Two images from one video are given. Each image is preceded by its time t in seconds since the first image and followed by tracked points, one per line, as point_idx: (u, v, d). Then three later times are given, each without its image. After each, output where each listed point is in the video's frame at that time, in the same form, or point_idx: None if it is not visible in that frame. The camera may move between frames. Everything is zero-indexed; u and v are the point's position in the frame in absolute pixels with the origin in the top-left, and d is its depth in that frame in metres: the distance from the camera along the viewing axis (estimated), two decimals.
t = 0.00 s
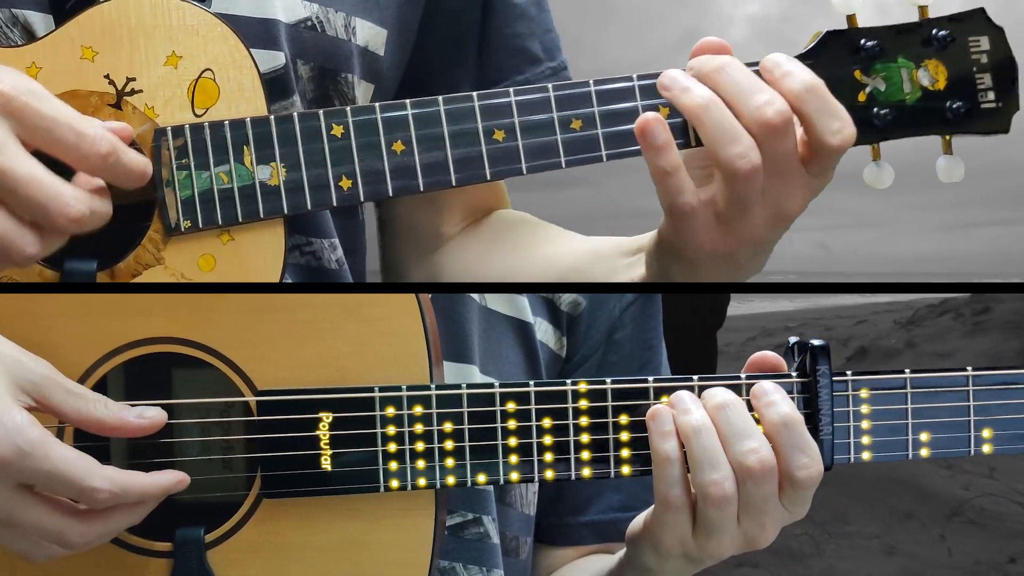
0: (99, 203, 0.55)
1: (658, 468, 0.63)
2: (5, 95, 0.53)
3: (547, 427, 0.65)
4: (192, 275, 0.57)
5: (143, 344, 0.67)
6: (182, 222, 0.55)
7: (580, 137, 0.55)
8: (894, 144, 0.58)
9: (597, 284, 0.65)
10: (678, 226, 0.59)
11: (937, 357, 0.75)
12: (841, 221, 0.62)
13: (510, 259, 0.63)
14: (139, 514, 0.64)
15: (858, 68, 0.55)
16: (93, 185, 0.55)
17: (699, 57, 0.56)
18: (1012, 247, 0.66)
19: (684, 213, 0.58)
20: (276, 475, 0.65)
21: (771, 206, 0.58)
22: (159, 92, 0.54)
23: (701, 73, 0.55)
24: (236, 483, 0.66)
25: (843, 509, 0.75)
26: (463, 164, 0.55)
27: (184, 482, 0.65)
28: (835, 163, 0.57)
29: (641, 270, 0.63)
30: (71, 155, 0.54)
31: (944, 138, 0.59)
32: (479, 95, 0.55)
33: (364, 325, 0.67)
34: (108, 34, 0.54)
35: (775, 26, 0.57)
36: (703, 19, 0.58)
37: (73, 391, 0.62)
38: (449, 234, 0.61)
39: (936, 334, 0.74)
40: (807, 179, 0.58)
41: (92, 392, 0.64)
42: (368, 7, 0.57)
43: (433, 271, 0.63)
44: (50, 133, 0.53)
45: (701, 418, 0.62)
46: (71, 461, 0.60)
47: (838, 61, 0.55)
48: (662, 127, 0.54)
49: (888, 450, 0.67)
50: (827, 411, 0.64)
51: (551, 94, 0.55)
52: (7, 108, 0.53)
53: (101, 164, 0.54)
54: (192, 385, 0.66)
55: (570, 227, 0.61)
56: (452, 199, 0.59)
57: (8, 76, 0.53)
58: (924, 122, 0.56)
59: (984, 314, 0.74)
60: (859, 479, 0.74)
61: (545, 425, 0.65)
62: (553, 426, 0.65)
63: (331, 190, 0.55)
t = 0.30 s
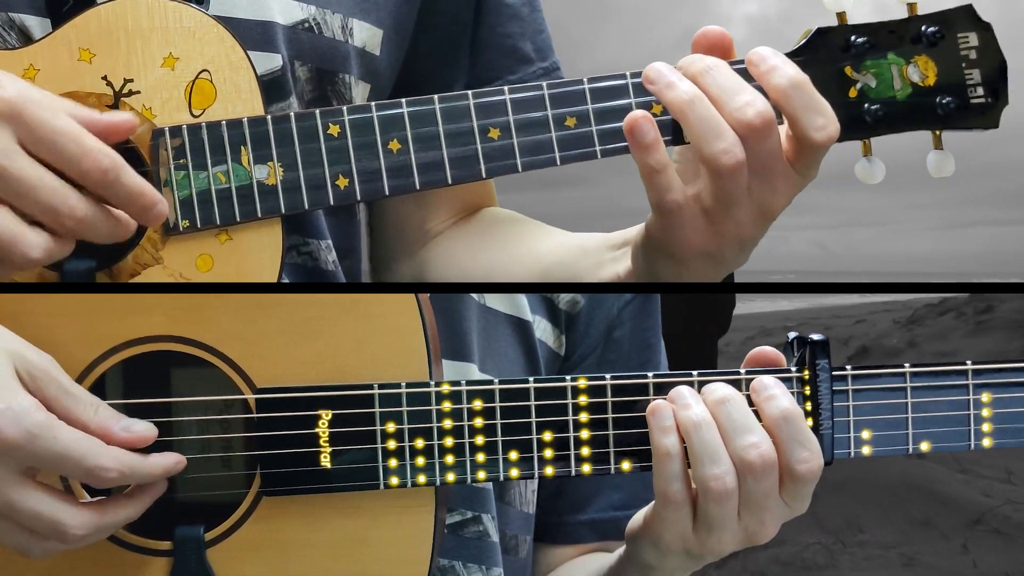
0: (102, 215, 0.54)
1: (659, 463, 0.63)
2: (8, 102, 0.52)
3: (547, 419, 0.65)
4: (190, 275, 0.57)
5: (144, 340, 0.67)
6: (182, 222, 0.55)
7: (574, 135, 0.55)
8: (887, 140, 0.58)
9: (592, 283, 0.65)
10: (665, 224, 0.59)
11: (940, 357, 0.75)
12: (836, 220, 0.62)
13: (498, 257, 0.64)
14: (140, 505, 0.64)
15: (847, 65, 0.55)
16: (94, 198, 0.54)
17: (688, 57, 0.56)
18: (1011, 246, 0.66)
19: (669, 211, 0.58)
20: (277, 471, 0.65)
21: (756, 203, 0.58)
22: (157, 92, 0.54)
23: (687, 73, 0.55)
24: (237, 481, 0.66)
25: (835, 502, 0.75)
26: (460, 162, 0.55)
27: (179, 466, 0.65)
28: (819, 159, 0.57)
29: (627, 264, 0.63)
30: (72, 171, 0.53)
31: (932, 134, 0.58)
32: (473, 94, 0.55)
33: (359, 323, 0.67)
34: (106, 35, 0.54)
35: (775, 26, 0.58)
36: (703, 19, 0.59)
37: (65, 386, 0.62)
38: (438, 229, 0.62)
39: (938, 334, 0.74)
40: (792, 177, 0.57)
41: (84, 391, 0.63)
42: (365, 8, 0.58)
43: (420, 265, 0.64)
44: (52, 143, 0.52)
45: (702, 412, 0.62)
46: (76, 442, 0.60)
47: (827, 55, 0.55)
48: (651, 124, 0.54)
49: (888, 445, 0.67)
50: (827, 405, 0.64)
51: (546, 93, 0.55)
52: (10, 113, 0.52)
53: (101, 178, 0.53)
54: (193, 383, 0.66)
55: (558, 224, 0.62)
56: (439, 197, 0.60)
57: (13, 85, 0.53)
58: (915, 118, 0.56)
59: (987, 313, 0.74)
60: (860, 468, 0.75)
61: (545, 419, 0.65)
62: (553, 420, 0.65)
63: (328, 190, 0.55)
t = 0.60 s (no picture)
0: (115, 244, 0.55)
1: (659, 460, 0.63)
2: (12, 135, 0.52)
3: (547, 419, 0.66)
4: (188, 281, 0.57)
5: (144, 339, 0.67)
6: (180, 231, 0.55)
7: (569, 146, 0.55)
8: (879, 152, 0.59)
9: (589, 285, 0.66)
10: (656, 232, 0.59)
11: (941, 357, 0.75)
12: (835, 221, 0.63)
13: (494, 257, 0.64)
14: (138, 504, 0.64)
15: (841, 78, 0.55)
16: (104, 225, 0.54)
17: (681, 72, 0.56)
18: (1010, 247, 0.66)
19: (661, 219, 0.58)
20: (277, 470, 0.66)
21: (746, 212, 0.58)
22: (157, 102, 0.54)
23: (680, 88, 0.55)
24: (236, 479, 0.66)
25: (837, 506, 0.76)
26: (457, 172, 0.55)
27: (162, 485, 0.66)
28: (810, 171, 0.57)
29: (617, 269, 0.64)
30: (81, 198, 0.53)
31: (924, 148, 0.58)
32: (472, 105, 0.55)
33: (359, 319, 0.68)
34: (107, 44, 0.54)
35: (772, 25, 0.58)
36: (699, 18, 0.59)
37: (76, 377, 0.64)
38: (432, 229, 0.62)
39: (939, 334, 0.75)
40: (782, 187, 0.58)
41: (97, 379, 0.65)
42: (364, 12, 0.58)
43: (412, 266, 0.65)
44: (60, 173, 0.52)
45: (702, 408, 0.62)
46: (65, 463, 0.60)
47: (823, 68, 0.55)
48: (643, 135, 0.53)
49: (886, 439, 0.67)
50: (827, 399, 0.64)
51: (541, 104, 0.55)
52: (14, 146, 0.52)
53: (110, 203, 0.53)
54: (193, 383, 0.66)
55: (550, 227, 0.62)
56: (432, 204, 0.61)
57: (15, 115, 0.52)
58: (904, 131, 0.56)
59: (990, 313, 0.75)
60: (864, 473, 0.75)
61: (544, 417, 0.65)
62: (553, 419, 0.66)
63: (326, 200, 0.55)
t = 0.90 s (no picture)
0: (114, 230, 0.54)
1: (648, 466, 0.64)
2: (21, 120, 0.52)
3: (543, 419, 0.66)
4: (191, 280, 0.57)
5: (143, 338, 0.67)
6: (183, 228, 0.55)
7: (573, 146, 0.55)
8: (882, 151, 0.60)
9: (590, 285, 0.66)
10: (657, 233, 0.59)
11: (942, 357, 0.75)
12: (834, 220, 0.63)
13: (495, 257, 0.64)
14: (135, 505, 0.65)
15: (842, 78, 0.56)
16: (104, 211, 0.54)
17: (685, 71, 0.56)
18: (1011, 246, 0.66)
19: (663, 220, 0.58)
20: (275, 470, 0.66)
21: (746, 213, 0.58)
22: (162, 101, 0.55)
23: (682, 87, 0.55)
24: (234, 480, 0.66)
25: (849, 514, 0.76)
26: (460, 172, 0.55)
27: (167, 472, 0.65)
28: (811, 170, 0.56)
29: (618, 268, 0.64)
30: (87, 183, 0.53)
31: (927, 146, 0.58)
32: (474, 104, 0.55)
33: (359, 320, 0.68)
34: (111, 45, 0.54)
35: (771, 25, 0.58)
36: (697, 19, 0.59)
37: (75, 382, 0.63)
38: (432, 229, 0.62)
39: (941, 333, 0.75)
40: (783, 188, 0.58)
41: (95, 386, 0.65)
42: (367, 12, 0.57)
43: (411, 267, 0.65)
44: (67, 160, 0.53)
45: (693, 409, 0.63)
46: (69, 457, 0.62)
47: (826, 68, 0.55)
48: (647, 134, 0.54)
49: (882, 439, 0.67)
50: (824, 399, 0.65)
51: (546, 103, 0.55)
52: (22, 132, 0.52)
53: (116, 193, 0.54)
54: (193, 382, 0.67)
55: (551, 227, 0.62)
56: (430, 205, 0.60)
57: (25, 101, 0.53)
58: (906, 131, 0.56)
59: (992, 312, 0.75)
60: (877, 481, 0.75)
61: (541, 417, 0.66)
62: (549, 419, 0.66)
63: (329, 198, 0.55)
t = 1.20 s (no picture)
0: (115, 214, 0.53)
1: (636, 464, 0.64)
2: (21, 100, 0.51)
3: (542, 419, 0.66)
4: (192, 276, 0.56)
5: (142, 337, 0.67)
6: (182, 224, 0.55)
7: (572, 143, 0.55)
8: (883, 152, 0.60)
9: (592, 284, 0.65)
10: (675, 238, 0.59)
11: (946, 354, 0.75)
12: (834, 219, 0.62)
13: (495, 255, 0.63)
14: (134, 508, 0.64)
15: (845, 77, 0.56)
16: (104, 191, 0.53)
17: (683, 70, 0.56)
18: (1011, 246, 0.66)
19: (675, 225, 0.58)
20: (274, 470, 0.66)
21: (750, 215, 0.58)
22: (161, 96, 0.54)
23: (684, 87, 0.55)
24: (234, 478, 0.66)
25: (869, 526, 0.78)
26: (459, 168, 0.55)
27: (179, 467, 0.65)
28: (814, 170, 0.56)
29: (623, 266, 0.63)
30: (86, 167, 0.52)
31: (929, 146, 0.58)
32: (474, 100, 0.55)
33: (359, 319, 0.68)
34: (111, 39, 0.54)
35: (770, 26, 0.58)
36: (696, 20, 0.59)
37: (76, 364, 0.62)
38: (438, 228, 0.61)
39: (943, 334, 0.75)
40: (787, 187, 0.58)
41: (97, 366, 0.64)
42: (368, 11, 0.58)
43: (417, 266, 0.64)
44: (66, 142, 0.51)
45: (683, 407, 0.62)
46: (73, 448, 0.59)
47: (827, 68, 0.55)
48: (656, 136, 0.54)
49: (882, 437, 0.67)
50: (822, 398, 0.65)
51: (545, 101, 0.55)
52: (21, 111, 0.51)
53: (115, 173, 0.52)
54: (192, 379, 0.67)
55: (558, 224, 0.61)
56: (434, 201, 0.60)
57: (26, 84, 0.52)
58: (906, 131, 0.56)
59: (994, 311, 0.75)
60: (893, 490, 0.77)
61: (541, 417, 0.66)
62: (549, 419, 0.66)
63: (329, 194, 0.55)
